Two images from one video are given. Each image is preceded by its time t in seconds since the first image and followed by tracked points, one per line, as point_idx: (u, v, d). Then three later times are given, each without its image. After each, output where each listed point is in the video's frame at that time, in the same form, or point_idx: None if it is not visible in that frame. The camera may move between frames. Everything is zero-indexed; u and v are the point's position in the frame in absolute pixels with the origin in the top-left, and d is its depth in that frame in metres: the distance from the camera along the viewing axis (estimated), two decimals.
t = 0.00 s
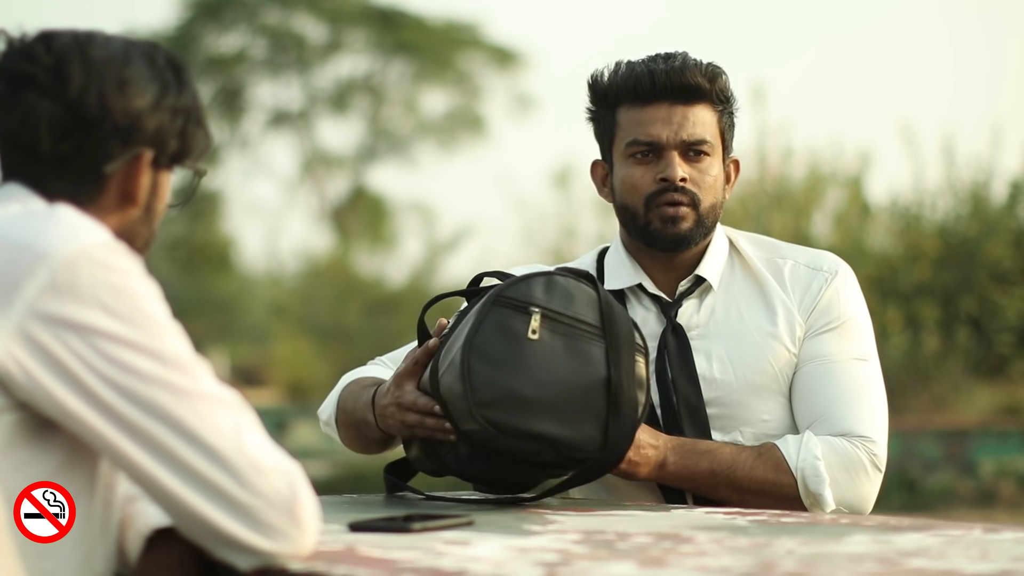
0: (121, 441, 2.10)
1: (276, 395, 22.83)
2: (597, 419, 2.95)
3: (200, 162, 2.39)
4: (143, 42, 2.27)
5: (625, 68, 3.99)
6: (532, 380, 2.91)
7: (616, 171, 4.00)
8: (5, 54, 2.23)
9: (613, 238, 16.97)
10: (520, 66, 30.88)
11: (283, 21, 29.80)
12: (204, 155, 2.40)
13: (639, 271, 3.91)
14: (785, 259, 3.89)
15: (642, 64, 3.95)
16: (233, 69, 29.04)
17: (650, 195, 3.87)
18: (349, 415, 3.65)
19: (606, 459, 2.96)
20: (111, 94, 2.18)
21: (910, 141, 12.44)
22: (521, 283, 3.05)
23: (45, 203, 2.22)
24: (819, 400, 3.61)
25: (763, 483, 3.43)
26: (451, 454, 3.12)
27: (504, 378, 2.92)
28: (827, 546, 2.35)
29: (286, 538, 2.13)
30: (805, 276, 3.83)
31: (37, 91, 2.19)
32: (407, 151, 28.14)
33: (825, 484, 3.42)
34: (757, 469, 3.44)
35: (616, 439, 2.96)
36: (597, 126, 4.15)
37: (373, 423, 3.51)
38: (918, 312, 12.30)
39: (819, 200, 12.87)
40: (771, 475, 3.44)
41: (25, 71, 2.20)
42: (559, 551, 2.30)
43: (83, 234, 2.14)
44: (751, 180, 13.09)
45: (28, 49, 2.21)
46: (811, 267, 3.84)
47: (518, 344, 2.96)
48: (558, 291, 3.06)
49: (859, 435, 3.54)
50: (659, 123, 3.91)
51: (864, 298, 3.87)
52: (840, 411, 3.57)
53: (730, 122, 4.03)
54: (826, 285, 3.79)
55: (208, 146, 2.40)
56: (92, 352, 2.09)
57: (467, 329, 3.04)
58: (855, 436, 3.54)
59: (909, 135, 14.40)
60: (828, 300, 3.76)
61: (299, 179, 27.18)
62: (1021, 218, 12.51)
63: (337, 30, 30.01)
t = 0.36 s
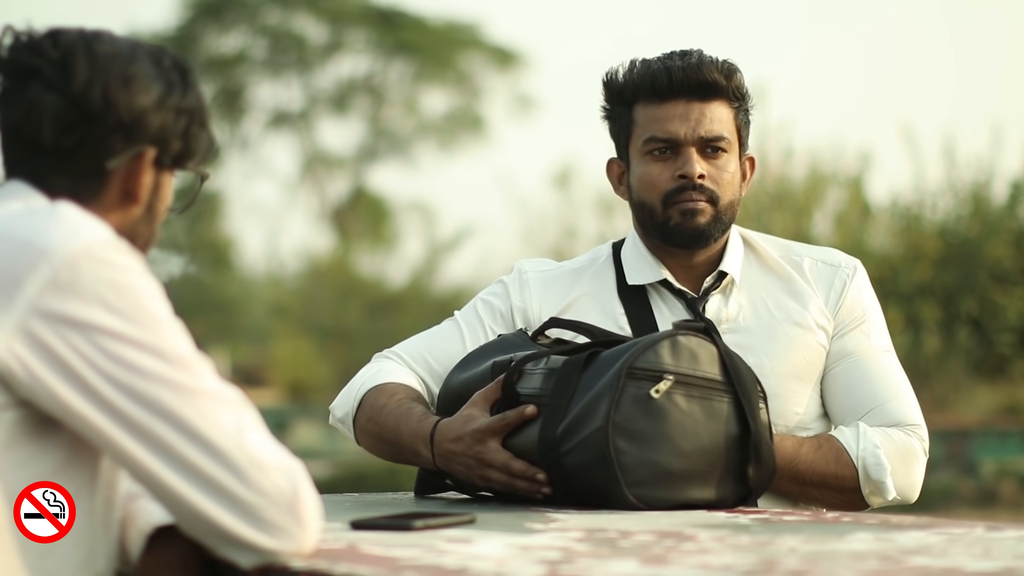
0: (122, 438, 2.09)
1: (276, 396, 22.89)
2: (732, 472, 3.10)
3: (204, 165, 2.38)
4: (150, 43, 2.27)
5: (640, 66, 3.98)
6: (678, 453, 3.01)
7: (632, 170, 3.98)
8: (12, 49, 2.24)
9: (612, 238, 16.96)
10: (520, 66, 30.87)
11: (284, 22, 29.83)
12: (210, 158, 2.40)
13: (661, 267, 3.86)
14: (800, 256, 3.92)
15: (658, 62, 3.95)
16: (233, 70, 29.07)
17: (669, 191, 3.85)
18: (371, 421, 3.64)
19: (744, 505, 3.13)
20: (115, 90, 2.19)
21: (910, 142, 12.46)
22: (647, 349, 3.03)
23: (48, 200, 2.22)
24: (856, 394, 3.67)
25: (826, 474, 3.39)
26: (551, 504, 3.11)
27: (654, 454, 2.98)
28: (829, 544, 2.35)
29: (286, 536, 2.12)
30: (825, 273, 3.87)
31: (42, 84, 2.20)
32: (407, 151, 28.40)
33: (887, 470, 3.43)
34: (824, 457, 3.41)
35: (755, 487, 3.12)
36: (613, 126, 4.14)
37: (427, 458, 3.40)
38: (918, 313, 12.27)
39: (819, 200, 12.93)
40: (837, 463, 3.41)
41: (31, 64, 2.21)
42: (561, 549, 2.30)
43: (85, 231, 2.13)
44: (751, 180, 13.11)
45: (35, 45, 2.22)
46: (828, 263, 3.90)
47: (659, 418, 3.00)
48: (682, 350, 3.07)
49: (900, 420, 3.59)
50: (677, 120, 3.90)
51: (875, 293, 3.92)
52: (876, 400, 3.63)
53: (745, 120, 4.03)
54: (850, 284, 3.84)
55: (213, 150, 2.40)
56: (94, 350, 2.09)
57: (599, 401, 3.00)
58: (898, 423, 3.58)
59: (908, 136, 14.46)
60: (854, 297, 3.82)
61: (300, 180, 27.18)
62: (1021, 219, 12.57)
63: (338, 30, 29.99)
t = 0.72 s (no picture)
0: (121, 436, 2.09)
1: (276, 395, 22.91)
2: (732, 473, 3.09)
3: (204, 162, 2.38)
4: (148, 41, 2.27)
5: (654, 64, 3.98)
6: (676, 453, 3.00)
7: (642, 169, 3.98)
8: (9, 46, 2.23)
9: (612, 238, 16.96)
10: (520, 66, 30.85)
11: (284, 22, 29.90)
12: (210, 154, 2.41)
13: (667, 269, 3.85)
14: (807, 262, 3.94)
15: (672, 61, 3.94)
16: (234, 70, 29.04)
17: (678, 193, 3.85)
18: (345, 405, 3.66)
19: (743, 505, 3.12)
20: (112, 86, 2.18)
21: (911, 142, 12.43)
22: (642, 350, 3.03)
23: (46, 198, 2.22)
24: (882, 415, 3.81)
25: (921, 502, 3.62)
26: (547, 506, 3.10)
27: (652, 454, 2.98)
28: (831, 542, 2.33)
29: (287, 534, 2.12)
30: (836, 281, 3.90)
31: (39, 82, 2.20)
32: (407, 151, 28.21)
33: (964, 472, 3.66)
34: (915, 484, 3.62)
35: (756, 486, 3.11)
36: (622, 124, 4.13)
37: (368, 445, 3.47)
38: (919, 313, 12.31)
39: (819, 199, 12.98)
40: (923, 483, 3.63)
41: (28, 62, 2.21)
42: (562, 547, 2.29)
43: (85, 228, 2.13)
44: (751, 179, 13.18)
45: (33, 42, 2.22)
46: (840, 273, 3.92)
47: (656, 418, 3.00)
48: (679, 350, 3.08)
49: (935, 422, 3.78)
50: (688, 120, 3.90)
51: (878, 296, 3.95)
52: (905, 416, 3.78)
53: (758, 120, 4.03)
54: (863, 297, 3.88)
55: (214, 145, 2.40)
56: (94, 347, 2.09)
57: (595, 403, 3.00)
58: (939, 426, 3.77)
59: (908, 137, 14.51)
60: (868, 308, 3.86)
61: (300, 180, 27.21)
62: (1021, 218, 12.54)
63: (338, 30, 30.05)
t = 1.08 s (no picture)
0: (121, 436, 2.09)
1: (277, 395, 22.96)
2: (734, 472, 3.08)
3: (204, 156, 2.38)
4: (143, 35, 2.26)
5: (706, 83, 4.02)
6: (677, 452, 3.00)
7: (688, 188, 4.02)
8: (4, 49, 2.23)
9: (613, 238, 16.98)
10: (521, 67, 30.90)
11: (285, 22, 29.92)
12: (210, 148, 2.41)
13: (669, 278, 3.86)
14: (796, 243, 3.97)
15: (724, 80, 3.99)
16: (234, 70, 29.02)
17: (733, 213, 3.92)
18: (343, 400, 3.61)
19: (745, 505, 3.11)
20: (105, 85, 2.18)
21: (910, 143, 12.48)
22: (644, 349, 3.03)
23: (46, 197, 2.22)
24: (895, 353, 4.00)
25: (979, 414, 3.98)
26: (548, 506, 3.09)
27: (654, 455, 2.98)
28: (832, 542, 2.33)
29: (287, 534, 2.11)
30: (821, 252, 3.93)
31: (32, 84, 2.20)
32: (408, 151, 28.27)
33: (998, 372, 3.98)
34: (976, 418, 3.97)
35: (757, 485, 3.10)
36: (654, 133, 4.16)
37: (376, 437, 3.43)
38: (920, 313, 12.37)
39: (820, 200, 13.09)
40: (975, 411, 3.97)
41: (21, 64, 2.21)
42: (563, 547, 2.29)
43: (84, 227, 2.13)
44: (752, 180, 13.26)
45: (25, 45, 2.22)
46: (825, 254, 3.92)
47: (657, 418, 3.00)
48: (679, 350, 3.08)
49: (940, 338, 4.00)
50: (739, 139, 3.97)
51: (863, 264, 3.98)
52: (912, 350, 3.99)
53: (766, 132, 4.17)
54: (850, 271, 3.90)
55: (213, 139, 2.40)
56: (94, 348, 2.08)
57: (595, 403, 3.00)
58: (947, 338, 4.01)
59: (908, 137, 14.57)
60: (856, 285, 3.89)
61: (301, 180, 27.24)
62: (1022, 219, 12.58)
63: (339, 31, 30.13)
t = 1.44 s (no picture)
0: (118, 436, 2.09)
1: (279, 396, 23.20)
2: (730, 472, 3.08)
3: (202, 153, 2.38)
4: (140, 33, 2.26)
5: (752, 93, 3.95)
6: (674, 452, 3.00)
7: (729, 198, 3.97)
8: None
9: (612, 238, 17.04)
10: (520, 67, 30.95)
11: (284, 23, 29.96)
12: (211, 145, 2.41)
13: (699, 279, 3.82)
14: (821, 251, 3.96)
15: (770, 90, 3.93)
16: (234, 71, 29.10)
17: (775, 223, 3.88)
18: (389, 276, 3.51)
19: (743, 505, 3.11)
20: (96, 83, 2.18)
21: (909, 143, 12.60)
22: (640, 348, 3.04)
23: (42, 196, 2.21)
24: (909, 369, 4.03)
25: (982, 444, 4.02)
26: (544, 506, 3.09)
27: (648, 453, 2.98)
28: (828, 542, 2.33)
29: (284, 533, 2.11)
30: (848, 264, 3.92)
31: (24, 83, 2.20)
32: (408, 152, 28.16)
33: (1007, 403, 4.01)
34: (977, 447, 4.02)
35: (755, 485, 3.10)
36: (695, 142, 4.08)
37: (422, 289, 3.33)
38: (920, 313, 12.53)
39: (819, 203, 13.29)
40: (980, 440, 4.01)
41: (13, 62, 2.21)
42: (559, 546, 2.29)
43: (81, 227, 2.13)
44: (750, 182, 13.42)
45: (17, 43, 2.22)
46: (853, 269, 3.92)
47: (653, 418, 3.01)
48: (676, 350, 3.08)
49: (957, 359, 4.04)
50: (782, 150, 3.93)
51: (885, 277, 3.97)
52: (927, 369, 4.02)
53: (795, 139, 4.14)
54: (876, 286, 3.91)
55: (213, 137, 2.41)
56: (90, 347, 2.08)
57: (592, 403, 3.00)
58: (962, 362, 4.04)
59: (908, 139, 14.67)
60: (881, 296, 3.90)
61: (300, 180, 27.35)
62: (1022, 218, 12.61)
63: (338, 31, 30.21)
